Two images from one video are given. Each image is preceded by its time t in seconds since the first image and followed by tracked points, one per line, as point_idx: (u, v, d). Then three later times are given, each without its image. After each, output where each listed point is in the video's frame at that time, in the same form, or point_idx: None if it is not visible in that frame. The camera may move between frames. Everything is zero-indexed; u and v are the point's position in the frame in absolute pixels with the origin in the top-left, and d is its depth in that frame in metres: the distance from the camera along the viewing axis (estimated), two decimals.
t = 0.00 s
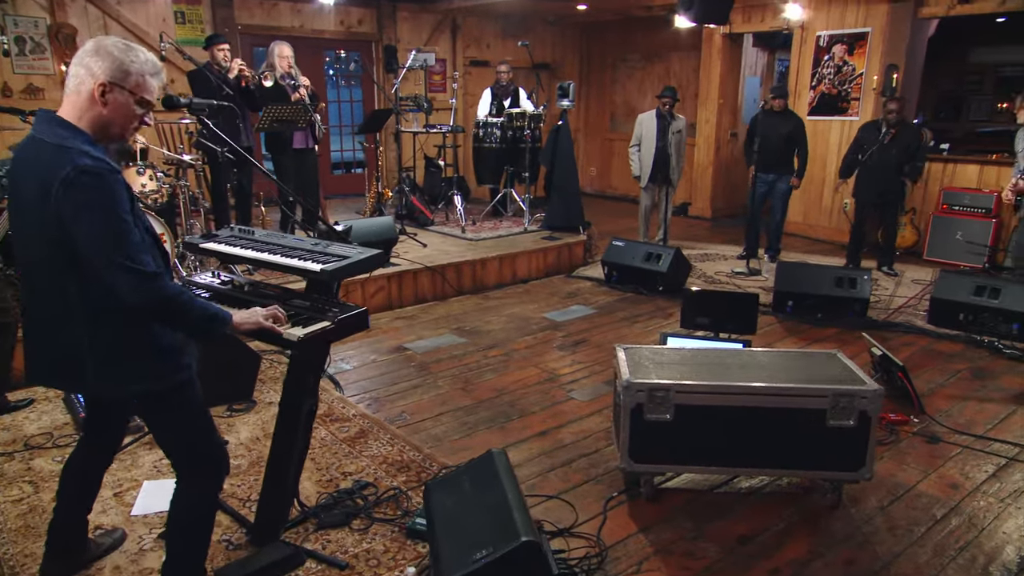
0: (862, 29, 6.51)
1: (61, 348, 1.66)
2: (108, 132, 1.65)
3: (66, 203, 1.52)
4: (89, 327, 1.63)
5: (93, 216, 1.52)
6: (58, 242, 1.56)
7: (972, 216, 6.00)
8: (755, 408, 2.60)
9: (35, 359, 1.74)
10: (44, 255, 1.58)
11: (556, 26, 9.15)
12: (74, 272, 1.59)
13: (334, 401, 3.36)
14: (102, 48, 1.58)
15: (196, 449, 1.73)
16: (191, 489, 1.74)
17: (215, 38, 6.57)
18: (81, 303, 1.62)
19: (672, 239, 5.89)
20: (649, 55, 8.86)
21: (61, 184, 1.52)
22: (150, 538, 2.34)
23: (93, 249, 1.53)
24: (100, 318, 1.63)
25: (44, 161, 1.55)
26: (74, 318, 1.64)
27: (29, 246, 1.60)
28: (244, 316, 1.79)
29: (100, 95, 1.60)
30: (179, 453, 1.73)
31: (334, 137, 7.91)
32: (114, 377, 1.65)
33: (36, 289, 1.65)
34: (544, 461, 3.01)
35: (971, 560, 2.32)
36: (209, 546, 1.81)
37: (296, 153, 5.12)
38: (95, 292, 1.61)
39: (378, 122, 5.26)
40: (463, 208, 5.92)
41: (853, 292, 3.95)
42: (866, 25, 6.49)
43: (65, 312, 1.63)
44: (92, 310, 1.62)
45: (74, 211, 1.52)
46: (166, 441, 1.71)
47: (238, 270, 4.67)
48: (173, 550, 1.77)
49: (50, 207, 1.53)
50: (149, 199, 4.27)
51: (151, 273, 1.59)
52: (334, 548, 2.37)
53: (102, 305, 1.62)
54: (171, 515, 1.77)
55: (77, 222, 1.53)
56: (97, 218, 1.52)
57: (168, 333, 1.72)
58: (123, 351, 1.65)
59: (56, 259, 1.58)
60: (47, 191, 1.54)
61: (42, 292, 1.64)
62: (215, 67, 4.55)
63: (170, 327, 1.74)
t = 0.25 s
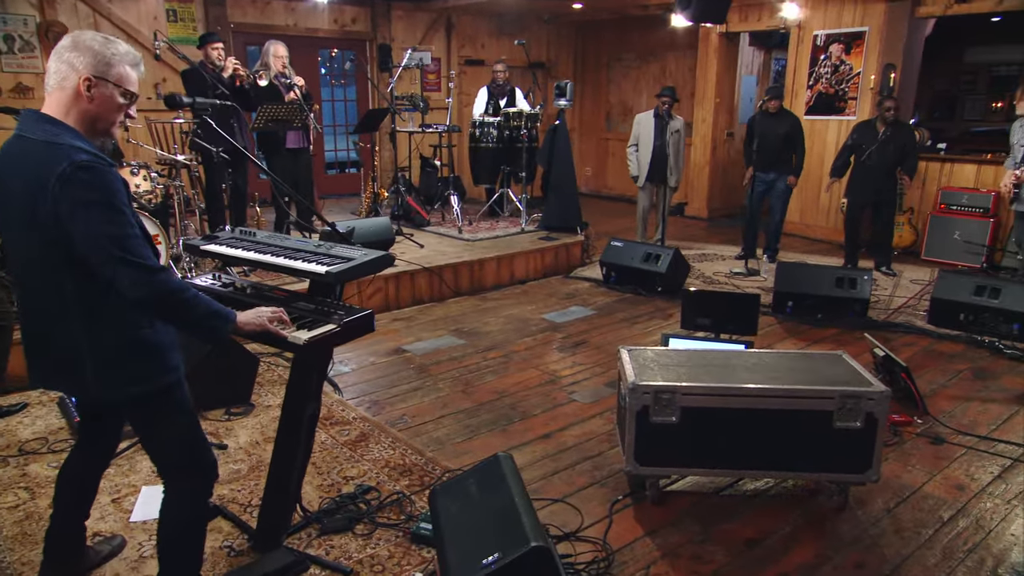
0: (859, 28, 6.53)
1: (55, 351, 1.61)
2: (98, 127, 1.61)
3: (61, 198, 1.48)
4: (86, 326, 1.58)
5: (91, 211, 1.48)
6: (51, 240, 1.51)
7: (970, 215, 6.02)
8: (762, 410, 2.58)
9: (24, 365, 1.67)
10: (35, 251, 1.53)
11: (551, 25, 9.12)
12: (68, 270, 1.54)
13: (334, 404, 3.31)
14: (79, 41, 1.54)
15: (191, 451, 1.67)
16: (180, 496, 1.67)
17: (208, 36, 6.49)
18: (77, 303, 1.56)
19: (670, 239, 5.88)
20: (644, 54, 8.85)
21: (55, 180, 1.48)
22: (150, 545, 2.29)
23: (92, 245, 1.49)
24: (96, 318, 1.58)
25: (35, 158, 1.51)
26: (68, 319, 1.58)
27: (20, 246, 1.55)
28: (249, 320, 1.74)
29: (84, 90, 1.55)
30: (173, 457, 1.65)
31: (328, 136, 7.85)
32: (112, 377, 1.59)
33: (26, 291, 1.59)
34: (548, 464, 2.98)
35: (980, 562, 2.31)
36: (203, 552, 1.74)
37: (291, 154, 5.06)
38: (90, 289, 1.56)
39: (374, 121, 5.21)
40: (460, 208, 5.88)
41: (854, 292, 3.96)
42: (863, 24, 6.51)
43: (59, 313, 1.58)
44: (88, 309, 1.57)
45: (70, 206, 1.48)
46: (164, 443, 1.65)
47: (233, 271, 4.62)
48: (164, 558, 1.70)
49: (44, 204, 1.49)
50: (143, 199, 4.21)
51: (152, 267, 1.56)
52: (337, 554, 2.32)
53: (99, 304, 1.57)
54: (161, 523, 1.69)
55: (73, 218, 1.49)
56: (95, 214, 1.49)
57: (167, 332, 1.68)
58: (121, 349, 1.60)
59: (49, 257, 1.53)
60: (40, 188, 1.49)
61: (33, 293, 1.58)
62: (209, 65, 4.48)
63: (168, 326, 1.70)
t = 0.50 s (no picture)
0: (854, 28, 6.56)
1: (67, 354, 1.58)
2: (107, 130, 1.59)
3: (79, 200, 1.44)
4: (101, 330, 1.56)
5: (109, 214, 1.45)
6: (67, 242, 1.48)
7: (965, 215, 6.05)
8: (767, 411, 2.57)
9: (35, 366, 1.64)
10: (46, 254, 1.49)
11: (545, 24, 9.10)
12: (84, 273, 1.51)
13: (333, 406, 3.27)
14: (80, 45, 1.52)
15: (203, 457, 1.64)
16: (194, 500, 1.64)
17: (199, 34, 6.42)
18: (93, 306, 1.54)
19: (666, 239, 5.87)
20: (638, 53, 8.85)
21: (73, 182, 1.44)
22: (150, 551, 2.24)
23: (110, 249, 1.46)
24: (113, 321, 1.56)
25: (50, 159, 1.47)
26: (82, 322, 1.55)
27: (32, 247, 1.51)
28: (253, 324, 1.71)
29: (89, 94, 1.53)
30: (184, 462, 1.63)
31: (321, 136, 7.79)
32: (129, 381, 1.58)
33: (37, 293, 1.55)
34: (550, 466, 2.95)
35: (986, 561, 2.31)
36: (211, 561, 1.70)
37: (284, 153, 5.01)
38: (107, 291, 1.55)
39: (369, 121, 5.17)
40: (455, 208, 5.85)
41: (851, 291, 3.98)
42: (858, 24, 6.54)
43: (72, 316, 1.55)
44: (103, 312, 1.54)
45: (88, 209, 1.45)
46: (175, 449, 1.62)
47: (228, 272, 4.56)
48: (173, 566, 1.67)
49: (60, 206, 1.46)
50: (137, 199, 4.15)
51: (163, 275, 1.52)
52: (340, 558, 2.28)
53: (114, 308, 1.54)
54: (172, 529, 1.67)
55: (91, 222, 1.45)
56: (114, 217, 1.45)
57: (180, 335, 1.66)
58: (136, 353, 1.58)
59: (64, 260, 1.50)
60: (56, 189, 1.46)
61: (45, 295, 1.55)
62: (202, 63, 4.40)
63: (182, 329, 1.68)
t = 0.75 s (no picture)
0: (848, 28, 6.60)
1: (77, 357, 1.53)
2: (122, 117, 1.55)
3: (101, 201, 1.42)
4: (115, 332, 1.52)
5: (132, 215, 1.44)
6: (84, 243, 1.45)
7: (959, 214, 6.10)
8: (772, 411, 2.56)
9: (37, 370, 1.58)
10: (62, 258, 1.47)
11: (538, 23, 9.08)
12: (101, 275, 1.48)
13: (332, 409, 3.24)
14: (73, 33, 1.47)
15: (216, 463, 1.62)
16: (210, 505, 1.63)
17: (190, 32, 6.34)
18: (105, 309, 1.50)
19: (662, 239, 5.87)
20: (631, 52, 8.86)
21: (95, 182, 1.42)
22: (150, 557, 2.20)
23: (133, 251, 1.44)
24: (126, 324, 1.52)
25: (69, 157, 1.44)
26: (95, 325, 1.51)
27: (47, 247, 1.47)
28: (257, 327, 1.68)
29: (91, 83, 1.49)
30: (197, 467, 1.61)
31: (314, 136, 7.73)
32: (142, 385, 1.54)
33: (48, 294, 1.51)
34: (552, 468, 2.93)
35: (990, 560, 2.32)
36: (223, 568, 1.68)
37: (278, 153, 4.95)
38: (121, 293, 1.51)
39: (363, 121, 5.13)
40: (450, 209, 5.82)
41: (849, 291, 4.00)
42: (852, 23, 6.57)
43: (84, 318, 1.50)
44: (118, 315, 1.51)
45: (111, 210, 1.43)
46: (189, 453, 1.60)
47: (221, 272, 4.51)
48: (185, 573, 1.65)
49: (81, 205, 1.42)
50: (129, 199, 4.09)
51: (181, 280, 1.52)
52: (344, 563, 2.25)
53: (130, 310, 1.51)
54: (185, 536, 1.65)
55: (113, 222, 1.43)
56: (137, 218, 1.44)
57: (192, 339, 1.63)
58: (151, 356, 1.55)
59: (80, 261, 1.46)
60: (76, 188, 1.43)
61: (58, 296, 1.50)
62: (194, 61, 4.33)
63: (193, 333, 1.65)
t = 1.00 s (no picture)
0: (842, 27, 6.62)
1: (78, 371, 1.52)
2: (141, 135, 1.52)
3: (91, 221, 1.38)
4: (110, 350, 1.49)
5: (120, 237, 1.38)
6: (82, 261, 1.42)
7: (954, 213, 6.13)
8: (776, 412, 2.55)
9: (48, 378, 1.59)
10: (61, 273, 1.45)
11: (531, 22, 9.05)
12: (95, 293, 1.45)
13: (331, 411, 3.20)
14: (100, 46, 1.45)
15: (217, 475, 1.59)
16: (212, 516, 1.60)
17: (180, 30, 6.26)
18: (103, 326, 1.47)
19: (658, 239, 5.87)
20: (625, 51, 8.86)
21: (86, 202, 1.38)
22: (150, 562, 2.15)
23: (118, 273, 1.39)
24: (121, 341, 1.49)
25: (70, 173, 1.41)
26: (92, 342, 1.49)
27: (51, 261, 1.46)
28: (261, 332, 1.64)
29: (111, 99, 1.47)
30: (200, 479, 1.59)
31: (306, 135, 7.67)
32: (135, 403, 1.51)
33: (53, 307, 1.50)
34: (554, 470, 2.91)
35: (994, 559, 2.32)
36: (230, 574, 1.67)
37: (272, 152, 4.90)
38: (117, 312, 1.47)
39: (358, 120, 5.08)
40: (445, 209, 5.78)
41: (846, 291, 4.02)
42: (847, 23, 6.60)
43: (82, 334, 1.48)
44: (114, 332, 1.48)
45: (100, 231, 1.38)
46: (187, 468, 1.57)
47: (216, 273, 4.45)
48: None
49: (76, 224, 1.40)
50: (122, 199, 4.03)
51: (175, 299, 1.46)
52: (348, 567, 2.21)
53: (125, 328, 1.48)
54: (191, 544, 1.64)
55: (100, 244, 1.39)
56: (126, 240, 1.39)
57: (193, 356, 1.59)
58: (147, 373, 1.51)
59: (77, 279, 1.44)
60: (72, 207, 1.40)
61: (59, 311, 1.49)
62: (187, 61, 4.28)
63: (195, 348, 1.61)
